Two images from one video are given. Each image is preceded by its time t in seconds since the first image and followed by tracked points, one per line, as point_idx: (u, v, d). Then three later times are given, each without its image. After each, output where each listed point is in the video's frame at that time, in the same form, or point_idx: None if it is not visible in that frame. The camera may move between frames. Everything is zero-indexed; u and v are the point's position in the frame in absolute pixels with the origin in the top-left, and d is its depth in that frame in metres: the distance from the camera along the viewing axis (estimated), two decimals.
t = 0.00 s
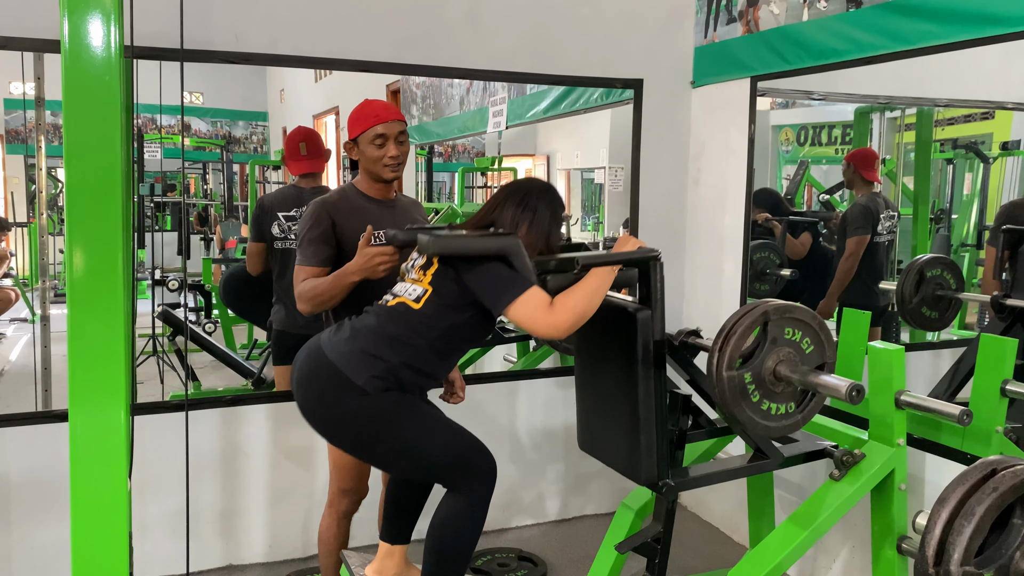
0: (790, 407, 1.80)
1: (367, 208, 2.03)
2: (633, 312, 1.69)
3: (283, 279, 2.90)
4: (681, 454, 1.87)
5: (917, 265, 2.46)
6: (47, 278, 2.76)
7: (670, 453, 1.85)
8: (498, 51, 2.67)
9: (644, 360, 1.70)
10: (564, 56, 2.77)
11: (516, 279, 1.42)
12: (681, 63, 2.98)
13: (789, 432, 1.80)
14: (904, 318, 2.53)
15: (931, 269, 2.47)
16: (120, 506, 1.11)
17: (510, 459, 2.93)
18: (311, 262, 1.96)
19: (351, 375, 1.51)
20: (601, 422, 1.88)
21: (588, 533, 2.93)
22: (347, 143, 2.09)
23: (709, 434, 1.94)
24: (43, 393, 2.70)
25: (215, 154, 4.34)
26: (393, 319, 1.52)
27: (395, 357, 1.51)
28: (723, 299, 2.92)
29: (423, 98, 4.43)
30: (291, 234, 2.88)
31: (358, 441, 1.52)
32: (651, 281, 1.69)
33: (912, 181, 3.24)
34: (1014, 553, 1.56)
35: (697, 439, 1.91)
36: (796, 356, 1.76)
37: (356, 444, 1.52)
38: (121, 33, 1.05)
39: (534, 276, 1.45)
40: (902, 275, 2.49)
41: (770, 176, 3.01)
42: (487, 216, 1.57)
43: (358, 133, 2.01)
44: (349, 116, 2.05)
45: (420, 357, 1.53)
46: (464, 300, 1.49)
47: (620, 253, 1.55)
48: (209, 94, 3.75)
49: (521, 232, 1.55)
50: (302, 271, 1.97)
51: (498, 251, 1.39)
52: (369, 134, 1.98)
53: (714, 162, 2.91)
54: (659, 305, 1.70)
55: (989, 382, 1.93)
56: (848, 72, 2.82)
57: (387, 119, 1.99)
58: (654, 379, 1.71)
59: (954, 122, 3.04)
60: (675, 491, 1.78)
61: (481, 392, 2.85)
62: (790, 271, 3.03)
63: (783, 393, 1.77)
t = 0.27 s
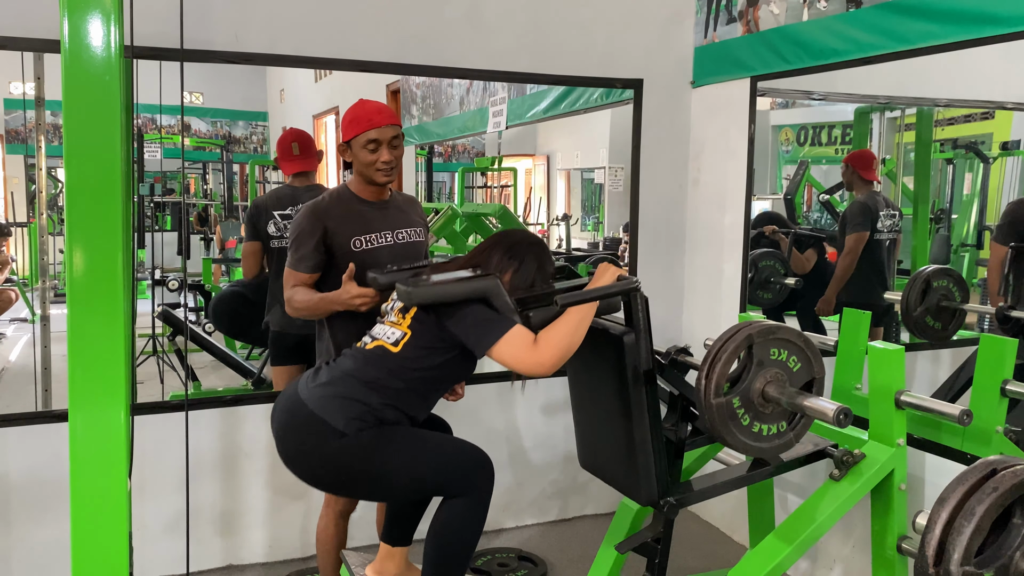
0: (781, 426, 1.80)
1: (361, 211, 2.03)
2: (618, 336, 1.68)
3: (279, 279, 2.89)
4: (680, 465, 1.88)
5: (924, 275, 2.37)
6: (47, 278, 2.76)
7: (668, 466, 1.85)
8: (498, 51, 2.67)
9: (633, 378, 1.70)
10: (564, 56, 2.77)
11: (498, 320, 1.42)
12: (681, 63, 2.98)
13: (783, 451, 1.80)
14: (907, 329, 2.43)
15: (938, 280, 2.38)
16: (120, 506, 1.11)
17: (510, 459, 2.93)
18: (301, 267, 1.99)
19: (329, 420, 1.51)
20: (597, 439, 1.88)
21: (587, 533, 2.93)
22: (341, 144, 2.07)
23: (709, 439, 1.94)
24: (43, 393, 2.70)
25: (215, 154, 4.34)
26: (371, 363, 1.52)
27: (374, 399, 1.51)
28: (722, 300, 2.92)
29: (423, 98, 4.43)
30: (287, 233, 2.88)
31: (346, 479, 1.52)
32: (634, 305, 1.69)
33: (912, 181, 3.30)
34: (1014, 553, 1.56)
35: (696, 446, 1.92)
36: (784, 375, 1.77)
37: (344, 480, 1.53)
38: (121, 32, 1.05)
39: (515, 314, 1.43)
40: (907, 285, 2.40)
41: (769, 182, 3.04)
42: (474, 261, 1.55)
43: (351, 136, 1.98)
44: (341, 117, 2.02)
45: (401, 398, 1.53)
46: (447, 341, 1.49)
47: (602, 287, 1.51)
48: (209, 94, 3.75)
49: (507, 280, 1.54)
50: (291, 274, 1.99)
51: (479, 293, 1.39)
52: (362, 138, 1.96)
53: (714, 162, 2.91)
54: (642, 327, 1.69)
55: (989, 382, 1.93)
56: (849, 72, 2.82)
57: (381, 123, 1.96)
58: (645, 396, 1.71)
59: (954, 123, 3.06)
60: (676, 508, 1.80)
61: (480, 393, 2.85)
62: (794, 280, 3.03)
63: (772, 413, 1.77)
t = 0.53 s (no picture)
0: (778, 435, 1.80)
1: (357, 212, 2.03)
2: (612, 348, 1.67)
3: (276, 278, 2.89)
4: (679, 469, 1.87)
5: (926, 281, 2.36)
6: (47, 278, 2.76)
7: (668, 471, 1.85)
8: (498, 51, 2.67)
9: (629, 388, 1.70)
10: (564, 55, 2.77)
11: (490, 337, 1.43)
12: (681, 63, 2.98)
13: (780, 459, 1.80)
14: (908, 331, 2.43)
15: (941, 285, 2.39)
16: (121, 506, 1.11)
17: (510, 459, 2.93)
18: (296, 271, 1.98)
19: (320, 447, 1.51)
20: (598, 449, 1.88)
21: (588, 533, 2.93)
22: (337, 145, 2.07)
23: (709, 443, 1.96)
24: (43, 393, 2.70)
25: (215, 154, 4.34)
26: (362, 389, 1.52)
27: (365, 424, 1.51)
28: (722, 300, 2.92)
29: (423, 98, 4.43)
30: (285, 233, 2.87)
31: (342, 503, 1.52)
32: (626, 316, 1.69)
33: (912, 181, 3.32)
34: (1014, 553, 1.56)
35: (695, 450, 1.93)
36: (778, 386, 1.76)
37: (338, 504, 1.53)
38: (121, 32, 1.05)
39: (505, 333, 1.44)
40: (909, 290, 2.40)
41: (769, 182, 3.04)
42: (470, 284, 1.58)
43: (349, 137, 1.98)
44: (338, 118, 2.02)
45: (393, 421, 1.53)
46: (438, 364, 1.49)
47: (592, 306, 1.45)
48: (209, 94, 3.75)
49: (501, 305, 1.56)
50: (287, 278, 1.99)
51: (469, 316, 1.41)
52: (359, 140, 1.96)
53: (714, 163, 2.91)
54: (634, 339, 1.69)
55: (989, 382, 1.93)
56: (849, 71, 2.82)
57: (378, 125, 1.96)
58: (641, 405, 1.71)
59: (954, 123, 3.05)
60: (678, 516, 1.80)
61: (480, 393, 2.85)
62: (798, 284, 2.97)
63: (768, 423, 1.77)
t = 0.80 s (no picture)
0: (780, 431, 1.79)
1: (357, 211, 2.03)
2: (616, 341, 1.67)
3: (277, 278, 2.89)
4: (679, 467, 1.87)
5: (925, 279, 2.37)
6: (47, 278, 2.76)
7: (668, 468, 1.84)
8: (498, 51, 2.67)
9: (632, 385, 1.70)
10: (563, 55, 2.77)
11: (495, 328, 1.42)
12: (681, 63, 2.98)
13: (782, 454, 1.80)
14: (907, 329, 2.43)
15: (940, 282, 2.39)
16: (120, 506, 1.11)
17: (511, 459, 2.93)
18: (297, 270, 1.98)
19: (319, 424, 1.51)
20: (597, 443, 1.88)
21: (588, 533, 2.93)
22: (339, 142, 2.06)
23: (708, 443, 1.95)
24: (43, 393, 2.70)
25: (215, 154, 4.34)
26: (364, 371, 1.51)
27: (366, 406, 1.50)
28: (722, 300, 2.92)
29: (423, 98, 4.44)
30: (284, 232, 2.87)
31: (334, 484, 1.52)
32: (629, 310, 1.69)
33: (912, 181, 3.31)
34: (1014, 553, 1.56)
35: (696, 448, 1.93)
36: (781, 380, 1.76)
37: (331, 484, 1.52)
38: (121, 32, 1.05)
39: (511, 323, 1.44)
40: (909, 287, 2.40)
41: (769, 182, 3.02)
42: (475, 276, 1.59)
43: (353, 135, 1.97)
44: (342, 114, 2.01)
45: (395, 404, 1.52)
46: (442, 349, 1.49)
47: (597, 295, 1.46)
48: (209, 94, 3.75)
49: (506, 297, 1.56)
50: (287, 277, 1.99)
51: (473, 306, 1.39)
52: (365, 138, 1.95)
53: (714, 163, 2.91)
54: (637, 333, 1.69)
55: (989, 382, 1.93)
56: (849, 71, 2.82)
57: (385, 123, 1.96)
58: (644, 401, 1.70)
59: (954, 123, 3.06)
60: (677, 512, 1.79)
61: (480, 393, 2.85)
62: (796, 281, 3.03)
63: (770, 418, 1.77)
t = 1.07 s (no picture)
0: (785, 417, 1.79)
1: (363, 211, 2.03)
2: (625, 323, 1.68)
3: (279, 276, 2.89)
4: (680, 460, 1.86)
5: (922, 270, 2.36)
6: (47, 278, 2.76)
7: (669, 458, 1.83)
8: (498, 52, 2.67)
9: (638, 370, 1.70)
10: (563, 56, 2.77)
11: (508, 298, 1.39)
12: (681, 63, 2.98)
13: (786, 442, 1.80)
14: (908, 323, 2.42)
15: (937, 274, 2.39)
16: (120, 507, 1.11)
17: (511, 458, 2.93)
18: (303, 265, 1.97)
19: (326, 374, 1.51)
20: (599, 436, 1.88)
21: (587, 533, 2.93)
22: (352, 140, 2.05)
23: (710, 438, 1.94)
24: (43, 393, 2.70)
25: (215, 154, 4.34)
26: (374, 328, 1.50)
27: (371, 364, 1.51)
28: (722, 300, 2.92)
29: (423, 97, 4.44)
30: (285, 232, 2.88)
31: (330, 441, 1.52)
32: (642, 293, 1.69)
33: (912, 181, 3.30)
34: (1014, 553, 1.56)
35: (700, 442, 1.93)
36: (790, 366, 1.76)
37: (326, 441, 1.53)
38: (121, 33, 1.05)
39: (524, 295, 1.41)
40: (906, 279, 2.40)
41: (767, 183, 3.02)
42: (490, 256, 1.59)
43: (368, 131, 1.98)
44: (358, 111, 2.02)
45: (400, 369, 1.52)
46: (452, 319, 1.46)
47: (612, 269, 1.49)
48: (209, 94, 3.75)
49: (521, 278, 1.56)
50: (293, 272, 1.98)
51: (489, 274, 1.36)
52: (382, 134, 1.96)
53: (714, 163, 2.91)
54: (648, 317, 1.69)
55: (989, 382, 1.93)
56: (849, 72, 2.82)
57: (404, 120, 1.98)
58: (649, 388, 1.71)
59: (954, 122, 3.05)
60: (674, 500, 1.78)
61: (480, 393, 2.84)
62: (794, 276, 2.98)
63: (777, 404, 1.77)
